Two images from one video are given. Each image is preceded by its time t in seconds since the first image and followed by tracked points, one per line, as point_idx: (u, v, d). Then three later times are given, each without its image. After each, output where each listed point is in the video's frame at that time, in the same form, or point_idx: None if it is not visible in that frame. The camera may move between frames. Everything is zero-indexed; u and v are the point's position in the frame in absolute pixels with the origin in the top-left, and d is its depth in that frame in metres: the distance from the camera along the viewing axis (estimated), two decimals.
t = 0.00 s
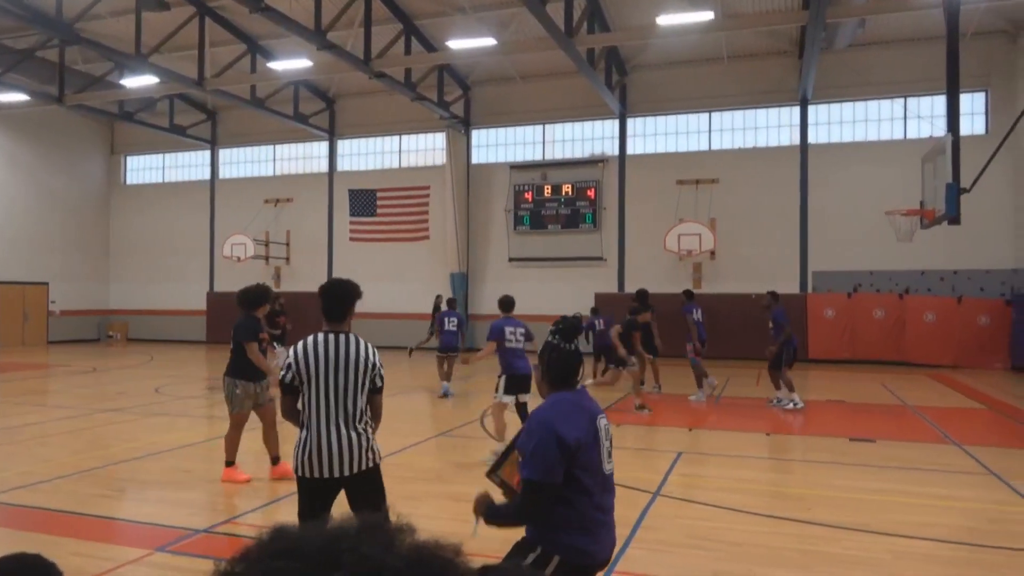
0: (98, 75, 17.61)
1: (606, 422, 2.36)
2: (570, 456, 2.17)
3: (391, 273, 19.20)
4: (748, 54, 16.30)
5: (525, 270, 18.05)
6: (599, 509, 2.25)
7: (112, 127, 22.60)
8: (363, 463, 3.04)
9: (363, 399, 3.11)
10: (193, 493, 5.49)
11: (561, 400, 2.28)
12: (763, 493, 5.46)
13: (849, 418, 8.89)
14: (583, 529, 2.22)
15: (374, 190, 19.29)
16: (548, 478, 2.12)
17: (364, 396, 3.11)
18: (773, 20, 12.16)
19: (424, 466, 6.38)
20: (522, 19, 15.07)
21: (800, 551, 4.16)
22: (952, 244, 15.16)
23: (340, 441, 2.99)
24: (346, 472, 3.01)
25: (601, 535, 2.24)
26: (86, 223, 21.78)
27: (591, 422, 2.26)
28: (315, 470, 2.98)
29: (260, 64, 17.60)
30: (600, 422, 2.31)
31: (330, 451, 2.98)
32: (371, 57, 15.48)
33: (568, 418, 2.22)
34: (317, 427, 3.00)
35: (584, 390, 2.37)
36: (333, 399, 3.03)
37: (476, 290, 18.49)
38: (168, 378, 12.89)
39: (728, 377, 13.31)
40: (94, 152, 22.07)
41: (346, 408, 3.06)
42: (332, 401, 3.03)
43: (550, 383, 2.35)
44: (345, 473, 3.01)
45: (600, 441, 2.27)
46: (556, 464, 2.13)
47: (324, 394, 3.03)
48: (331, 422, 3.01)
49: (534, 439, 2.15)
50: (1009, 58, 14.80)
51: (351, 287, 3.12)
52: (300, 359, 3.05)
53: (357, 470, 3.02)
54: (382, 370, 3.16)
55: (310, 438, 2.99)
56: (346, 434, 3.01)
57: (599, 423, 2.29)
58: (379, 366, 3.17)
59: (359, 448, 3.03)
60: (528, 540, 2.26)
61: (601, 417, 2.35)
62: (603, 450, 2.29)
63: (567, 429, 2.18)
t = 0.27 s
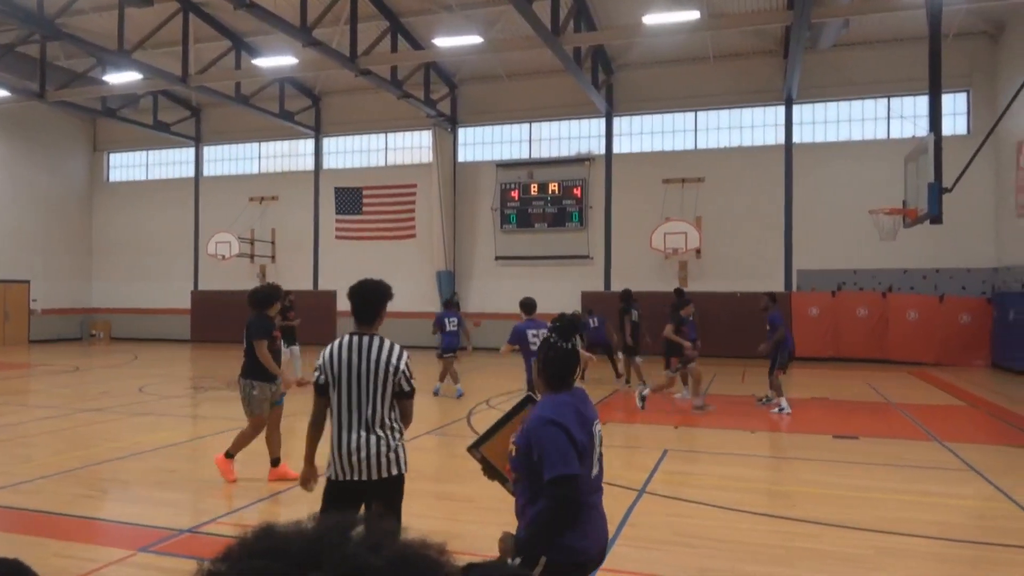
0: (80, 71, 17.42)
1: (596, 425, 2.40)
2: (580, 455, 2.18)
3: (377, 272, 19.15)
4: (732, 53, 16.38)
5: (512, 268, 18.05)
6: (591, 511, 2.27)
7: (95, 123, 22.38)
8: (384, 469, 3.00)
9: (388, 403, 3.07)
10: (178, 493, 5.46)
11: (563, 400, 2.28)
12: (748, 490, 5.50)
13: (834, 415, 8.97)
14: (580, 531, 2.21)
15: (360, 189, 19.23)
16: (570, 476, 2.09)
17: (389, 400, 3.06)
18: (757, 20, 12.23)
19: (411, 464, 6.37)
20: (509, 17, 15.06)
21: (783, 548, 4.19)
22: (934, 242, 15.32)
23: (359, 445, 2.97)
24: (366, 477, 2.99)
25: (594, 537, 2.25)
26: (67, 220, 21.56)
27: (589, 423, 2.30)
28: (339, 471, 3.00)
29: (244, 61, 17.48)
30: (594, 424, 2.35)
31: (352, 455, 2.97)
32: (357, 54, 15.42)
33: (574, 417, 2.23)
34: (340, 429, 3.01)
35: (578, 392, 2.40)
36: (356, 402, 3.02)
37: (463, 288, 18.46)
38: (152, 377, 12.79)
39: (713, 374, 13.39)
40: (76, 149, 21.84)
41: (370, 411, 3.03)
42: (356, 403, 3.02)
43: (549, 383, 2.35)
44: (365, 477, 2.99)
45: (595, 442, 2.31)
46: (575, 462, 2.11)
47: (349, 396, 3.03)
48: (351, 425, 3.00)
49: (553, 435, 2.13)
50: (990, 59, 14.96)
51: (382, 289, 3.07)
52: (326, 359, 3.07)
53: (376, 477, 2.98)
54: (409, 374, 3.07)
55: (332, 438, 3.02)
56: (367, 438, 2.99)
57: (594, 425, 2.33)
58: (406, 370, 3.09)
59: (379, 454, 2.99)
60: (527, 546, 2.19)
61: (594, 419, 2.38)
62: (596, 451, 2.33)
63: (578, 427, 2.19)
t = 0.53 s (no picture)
0: (62, 66, 17.22)
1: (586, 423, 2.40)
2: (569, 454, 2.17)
3: (364, 270, 19.09)
4: (719, 54, 16.46)
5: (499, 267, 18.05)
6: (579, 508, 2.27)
7: (78, 120, 22.15)
8: (401, 471, 2.91)
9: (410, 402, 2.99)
10: (162, 492, 5.42)
11: (554, 397, 2.27)
12: (733, 488, 5.54)
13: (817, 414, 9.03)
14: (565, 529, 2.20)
15: (347, 187, 19.16)
16: (558, 477, 2.08)
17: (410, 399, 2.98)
18: (744, 20, 12.29)
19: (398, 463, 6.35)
20: (496, 15, 15.05)
21: (769, 546, 4.22)
22: (917, 242, 15.47)
23: (375, 444, 2.93)
24: (383, 478, 2.93)
25: (580, 535, 2.24)
26: (50, 217, 21.34)
27: (579, 421, 2.29)
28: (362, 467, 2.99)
29: (230, 57, 17.35)
30: (584, 422, 2.34)
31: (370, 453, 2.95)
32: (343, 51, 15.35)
33: (564, 416, 2.22)
34: (364, 426, 3.00)
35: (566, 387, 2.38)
36: (377, 400, 2.99)
37: (450, 287, 18.44)
38: (136, 375, 12.68)
39: (698, 373, 13.46)
40: (59, 145, 21.61)
41: (391, 410, 2.97)
42: (378, 399, 2.98)
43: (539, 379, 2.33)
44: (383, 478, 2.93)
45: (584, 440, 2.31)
46: (564, 463, 2.10)
47: (373, 393, 3.00)
48: (370, 423, 2.98)
49: (541, 435, 2.11)
50: (973, 61, 15.12)
51: (409, 285, 3.01)
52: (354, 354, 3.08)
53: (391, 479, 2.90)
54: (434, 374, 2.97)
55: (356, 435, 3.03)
56: (385, 438, 2.94)
57: (583, 423, 2.33)
58: (429, 369, 2.98)
59: (395, 455, 2.92)
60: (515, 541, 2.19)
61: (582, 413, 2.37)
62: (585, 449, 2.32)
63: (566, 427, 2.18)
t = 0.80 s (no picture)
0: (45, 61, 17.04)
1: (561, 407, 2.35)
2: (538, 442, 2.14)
3: (350, 269, 19.03)
4: (706, 54, 16.54)
5: (486, 266, 18.05)
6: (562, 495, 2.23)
7: (61, 116, 21.93)
8: (416, 471, 2.86)
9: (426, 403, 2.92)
10: (146, 492, 5.39)
11: (520, 385, 2.23)
12: (718, 486, 5.57)
13: (803, 412, 9.10)
14: (547, 517, 2.17)
15: (334, 185, 19.10)
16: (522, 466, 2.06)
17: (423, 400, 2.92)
18: (731, 21, 12.35)
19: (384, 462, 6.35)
20: (484, 14, 15.05)
21: (753, 543, 4.25)
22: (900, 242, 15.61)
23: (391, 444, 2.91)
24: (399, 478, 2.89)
25: (565, 522, 2.21)
26: (33, 214, 21.12)
27: (551, 408, 2.24)
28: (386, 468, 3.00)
29: (216, 54, 17.24)
30: (557, 406, 2.29)
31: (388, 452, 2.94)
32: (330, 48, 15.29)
33: (532, 403, 2.18)
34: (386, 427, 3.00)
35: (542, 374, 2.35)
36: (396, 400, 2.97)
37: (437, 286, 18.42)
38: (119, 374, 12.58)
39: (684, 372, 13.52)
40: (42, 141, 21.39)
41: (408, 410, 2.94)
42: (396, 399, 2.97)
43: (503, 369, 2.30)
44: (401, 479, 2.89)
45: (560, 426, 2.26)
46: (528, 451, 2.08)
47: (393, 393, 2.99)
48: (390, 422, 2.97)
49: (502, 427, 2.09)
50: (956, 63, 15.29)
51: (425, 285, 2.99)
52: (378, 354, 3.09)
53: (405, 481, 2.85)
54: (446, 375, 2.89)
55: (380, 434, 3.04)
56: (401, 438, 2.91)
57: (557, 409, 2.28)
58: (443, 368, 2.89)
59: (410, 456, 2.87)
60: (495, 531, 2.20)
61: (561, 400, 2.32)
62: (563, 434, 2.27)
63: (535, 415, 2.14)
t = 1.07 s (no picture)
0: (28, 55, 16.83)
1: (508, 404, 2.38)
2: (487, 435, 2.15)
3: (337, 267, 18.96)
4: (693, 55, 16.60)
5: (473, 264, 18.04)
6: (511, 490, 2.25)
7: (44, 110, 21.67)
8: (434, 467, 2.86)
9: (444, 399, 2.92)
10: (129, 491, 5.35)
11: (467, 380, 2.25)
12: (703, 485, 5.61)
13: (787, 411, 9.16)
14: (497, 512, 2.19)
15: (321, 182, 19.01)
16: (473, 457, 2.08)
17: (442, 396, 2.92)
18: (719, 22, 12.39)
19: (370, 461, 6.33)
20: (473, 12, 15.02)
21: (736, 541, 4.28)
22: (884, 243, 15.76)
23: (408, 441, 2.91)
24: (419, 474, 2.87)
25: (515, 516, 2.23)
26: (14, 209, 20.87)
27: (497, 402, 2.26)
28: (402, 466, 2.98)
29: (202, 49, 17.10)
30: (504, 402, 2.32)
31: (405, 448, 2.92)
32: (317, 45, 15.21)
33: (481, 397, 2.20)
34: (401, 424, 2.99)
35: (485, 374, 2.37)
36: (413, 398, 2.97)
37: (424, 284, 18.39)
38: (102, 371, 12.46)
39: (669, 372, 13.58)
40: (24, 136, 21.13)
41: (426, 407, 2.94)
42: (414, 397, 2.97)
43: (450, 368, 2.31)
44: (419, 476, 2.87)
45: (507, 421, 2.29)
46: (479, 443, 2.10)
47: (409, 390, 2.98)
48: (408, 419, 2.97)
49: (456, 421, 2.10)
50: (940, 66, 15.42)
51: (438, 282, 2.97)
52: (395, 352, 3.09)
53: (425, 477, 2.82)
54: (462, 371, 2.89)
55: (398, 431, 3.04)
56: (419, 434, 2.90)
57: (503, 405, 2.30)
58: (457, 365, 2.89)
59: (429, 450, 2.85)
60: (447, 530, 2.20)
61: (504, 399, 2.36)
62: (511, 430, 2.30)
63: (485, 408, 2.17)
